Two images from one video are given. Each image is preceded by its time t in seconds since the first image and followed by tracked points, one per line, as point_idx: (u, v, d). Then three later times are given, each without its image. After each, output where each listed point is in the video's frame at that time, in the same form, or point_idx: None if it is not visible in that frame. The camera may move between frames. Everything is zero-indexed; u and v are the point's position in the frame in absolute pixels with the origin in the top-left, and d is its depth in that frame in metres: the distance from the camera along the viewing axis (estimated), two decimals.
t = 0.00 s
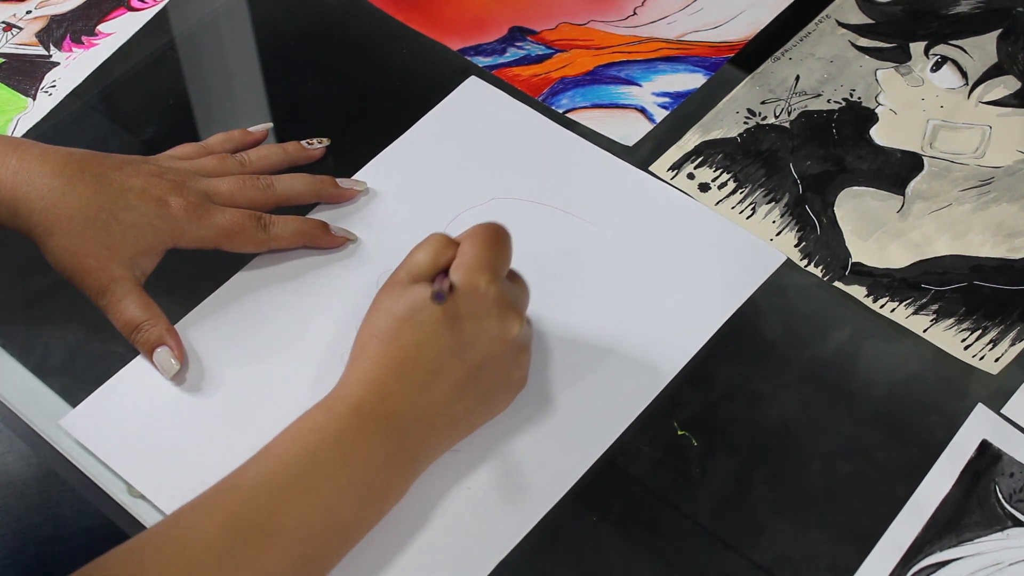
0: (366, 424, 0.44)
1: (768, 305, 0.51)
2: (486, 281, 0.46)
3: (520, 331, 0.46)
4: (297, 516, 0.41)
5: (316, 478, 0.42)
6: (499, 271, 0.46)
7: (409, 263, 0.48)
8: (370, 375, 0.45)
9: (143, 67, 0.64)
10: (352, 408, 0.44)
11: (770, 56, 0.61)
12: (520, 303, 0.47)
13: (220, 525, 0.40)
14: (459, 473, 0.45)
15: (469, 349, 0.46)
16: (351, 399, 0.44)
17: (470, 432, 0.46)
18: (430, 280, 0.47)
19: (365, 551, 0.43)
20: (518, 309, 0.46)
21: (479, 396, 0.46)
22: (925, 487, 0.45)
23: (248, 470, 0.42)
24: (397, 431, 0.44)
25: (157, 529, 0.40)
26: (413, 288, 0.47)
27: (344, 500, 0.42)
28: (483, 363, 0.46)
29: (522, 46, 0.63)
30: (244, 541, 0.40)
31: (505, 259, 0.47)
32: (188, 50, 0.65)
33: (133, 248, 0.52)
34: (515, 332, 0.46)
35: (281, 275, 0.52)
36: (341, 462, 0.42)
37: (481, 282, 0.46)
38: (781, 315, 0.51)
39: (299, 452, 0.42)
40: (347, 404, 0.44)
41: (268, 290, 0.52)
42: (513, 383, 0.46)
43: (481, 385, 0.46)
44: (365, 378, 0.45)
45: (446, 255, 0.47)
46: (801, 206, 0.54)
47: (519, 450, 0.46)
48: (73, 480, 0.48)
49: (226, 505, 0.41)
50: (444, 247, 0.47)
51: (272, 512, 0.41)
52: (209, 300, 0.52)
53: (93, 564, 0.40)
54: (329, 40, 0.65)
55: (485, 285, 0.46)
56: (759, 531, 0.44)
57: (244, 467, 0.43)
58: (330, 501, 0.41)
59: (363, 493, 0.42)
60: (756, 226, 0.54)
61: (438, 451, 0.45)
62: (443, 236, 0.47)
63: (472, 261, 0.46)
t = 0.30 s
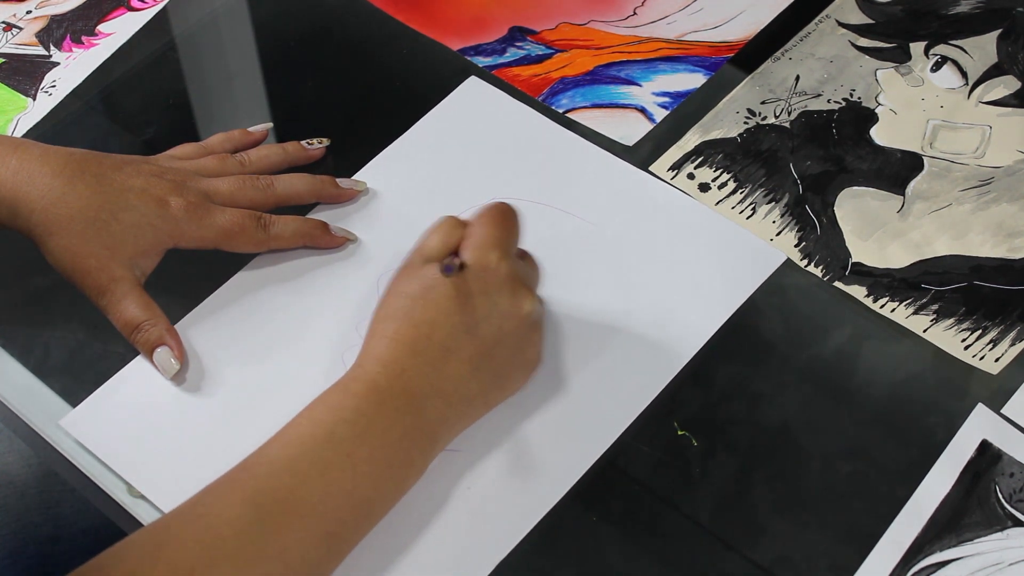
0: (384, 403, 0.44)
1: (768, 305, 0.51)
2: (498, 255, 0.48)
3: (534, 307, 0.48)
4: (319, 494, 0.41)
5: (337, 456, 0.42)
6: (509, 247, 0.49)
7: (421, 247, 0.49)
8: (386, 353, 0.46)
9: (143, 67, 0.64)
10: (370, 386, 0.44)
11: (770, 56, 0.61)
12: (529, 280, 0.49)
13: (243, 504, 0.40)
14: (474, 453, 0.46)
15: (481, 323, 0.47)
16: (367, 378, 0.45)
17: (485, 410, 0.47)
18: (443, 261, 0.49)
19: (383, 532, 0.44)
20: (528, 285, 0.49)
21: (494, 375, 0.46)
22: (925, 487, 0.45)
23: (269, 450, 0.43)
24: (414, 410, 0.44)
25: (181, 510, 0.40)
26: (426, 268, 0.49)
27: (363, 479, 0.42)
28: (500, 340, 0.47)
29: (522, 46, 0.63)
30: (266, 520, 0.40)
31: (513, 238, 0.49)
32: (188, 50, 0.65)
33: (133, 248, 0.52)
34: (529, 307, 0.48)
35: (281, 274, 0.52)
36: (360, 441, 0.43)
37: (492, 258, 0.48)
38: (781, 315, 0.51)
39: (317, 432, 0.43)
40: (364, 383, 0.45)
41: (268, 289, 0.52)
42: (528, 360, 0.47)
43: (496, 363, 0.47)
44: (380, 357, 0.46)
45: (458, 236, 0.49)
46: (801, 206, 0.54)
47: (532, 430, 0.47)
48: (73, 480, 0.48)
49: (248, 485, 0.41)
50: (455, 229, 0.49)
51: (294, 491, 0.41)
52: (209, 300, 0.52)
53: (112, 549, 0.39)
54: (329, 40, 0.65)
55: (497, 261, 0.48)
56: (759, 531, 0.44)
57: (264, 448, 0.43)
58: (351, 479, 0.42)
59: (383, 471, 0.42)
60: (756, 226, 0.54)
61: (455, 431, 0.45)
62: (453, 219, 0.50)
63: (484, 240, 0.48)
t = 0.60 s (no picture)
0: (357, 427, 0.43)
1: (768, 305, 0.51)
2: (474, 282, 0.46)
3: (507, 333, 0.47)
4: (294, 521, 0.40)
5: (311, 485, 0.41)
6: (488, 275, 0.47)
7: (403, 267, 0.48)
8: (360, 378, 0.44)
9: (143, 67, 0.64)
10: (340, 410, 0.43)
11: (770, 56, 0.61)
12: (508, 304, 0.47)
13: (215, 537, 0.39)
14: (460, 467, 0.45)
15: (460, 350, 0.46)
16: (337, 403, 0.43)
17: (466, 427, 0.46)
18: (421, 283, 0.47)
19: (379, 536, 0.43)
20: (506, 311, 0.47)
21: (471, 396, 0.45)
22: (925, 487, 0.45)
23: (239, 478, 0.42)
24: (393, 431, 0.43)
25: (153, 539, 0.40)
26: (400, 292, 0.47)
27: (340, 503, 0.41)
28: (474, 363, 0.46)
29: (521, 46, 0.63)
30: (240, 550, 0.39)
31: (495, 260, 0.47)
32: (188, 50, 0.65)
33: (133, 248, 0.52)
34: (502, 334, 0.46)
35: (281, 274, 0.52)
36: (333, 465, 0.42)
37: (469, 283, 0.46)
38: (781, 315, 0.51)
39: (289, 460, 0.42)
40: (334, 407, 0.43)
41: (268, 289, 0.52)
42: (502, 385, 0.46)
43: (473, 386, 0.45)
44: (350, 382, 0.44)
45: (436, 258, 0.47)
46: (801, 206, 0.54)
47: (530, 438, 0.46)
48: (72, 481, 0.48)
49: (218, 517, 0.40)
50: (436, 249, 0.47)
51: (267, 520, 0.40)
52: (209, 300, 0.52)
53: (90, 574, 0.39)
54: (329, 40, 0.65)
55: (472, 287, 0.46)
56: (760, 531, 0.44)
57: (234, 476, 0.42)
58: (329, 505, 0.41)
59: (363, 493, 0.42)
60: (756, 226, 0.54)
61: (432, 450, 0.45)
62: (436, 239, 0.48)
63: (470, 263, 0.46)
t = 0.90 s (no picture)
0: (379, 410, 0.44)
1: (767, 305, 0.51)
2: (495, 264, 0.46)
3: (530, 316, 0.47)
4: (316, 501, 0.41)
5: (333, 464, 0.42)
6: (511, 258, 0.47)
7: (422, 252, 0.48)
8: (383, 361, 0.45)
9: (143, 67, 0.64)
10: (363, 392, 0.44)
11: (770, 56, 0.61)
12: (532, 289, 0.47)
13: (239, 513, 0.40)
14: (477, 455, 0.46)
15: (480, 333, 0.46)
16: (363, 384, 0.44)
17: (486, 413, 0.46)
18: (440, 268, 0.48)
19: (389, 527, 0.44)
20: (530, 294, 0.47)
21: (491, 381, 0.46)
22: (924, 488, 0.45)
23: (263, 457, 0.42)
24: (413, 414, 0.44)
25: (176, 518, 0.41)
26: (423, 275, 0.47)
27: (361, 483, 0.42)
28: (496, 347, 0.46)
29: (521, 46, 0.63)
30: (263, 526, 0.40)
31: (516, 243, 0.47)
32: (187, 50, 0.65)
33: (133, 248, 0.52)
34: (525, 317, 0.46)
35: (281, 274, 0.52)
36: (355, 447, 0.43)
37: (491, 265, 0.46)
38: (781, 315, 0.51)
39: (313, 440, 0.42)
40: (359, 389, 0.44)
41: (269, 289, 0.52)
42: (524, 369, 0.47)
43: (494, 371, 0.46)
44: (375, 365, 0.45)
45: (457, 241, 0.48)
46: (801, 206, 0.54)
47: (543, 427, 0.47)
48: (73, 480, 0.48)
49: (243, 495, 0.41)
50: (457, 234, 0.48)
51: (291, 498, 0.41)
52: (209, 300, 0.52)
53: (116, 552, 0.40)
54: (329, 40, 0.65)
55: (494, 269, 0.46)
56: (760, 531, 0.44)
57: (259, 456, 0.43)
58: (350, 486, 0.42)
59: (383, 476, 0.42)
60: (756, 226, 0.54)
61: (451, 436, 0.45)
62: (457, 224, 0.48)
63: (490, 245, 0.47)
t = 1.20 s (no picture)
0: (394, 446, 0.43)
1: (767, 305, 0.51)
2: (525, 307, 0.46)
3: (556, 360, 0.46)
4: (321, 537, 0.40)
5: (343, 501, 0.41)
6: (539, 299, 0.46)
7: (448, 279, 0.47)
8: (402, 396, 0.44)
9: (143, 66, 0.64)
10: (380, 427, 0.43)
11: (770, 56, 0.61)
12: (557, 329, 0.47)
13: (243, 546, 0.39)
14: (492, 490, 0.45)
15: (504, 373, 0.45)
16: (379, 419, 0.44)
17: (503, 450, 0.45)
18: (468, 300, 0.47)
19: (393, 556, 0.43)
20: (556, 337, 0.46)
21: (510, 420, 0.45)
22: (924, 487, 0.45)
23: (272, 485, 0.42)
24: (428, 453, 0.43)
25: (181, 537, 0.40)
26: (452, 305, 0.46)
27: (369, 522, 0.41)
28: (517, 387, 0.45)
29: (521, 46, 0.63)
30: (267, 563, 0.39)
31: (545, 283, 0.46)
32: (187, 50, 0.65)
33: (133, 248, 0.52)
34: (550, 360, 0.45)
35: (281, 274, 0.52)
36: (366, 484, 0.42)
37: (520, 306, 0.46)
38: (781, 315, 0.51)
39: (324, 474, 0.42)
40: (375, 423, 0.43)
41: (268, 289, 0.52)
42: (544, 410, 0.46)
43: (513, 410, 0.45)
44: (393, 399, 0.44)
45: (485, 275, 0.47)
46: (801, 206, 0.54)
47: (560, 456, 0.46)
48: (73, 481, 0.48)
49: (249, 525, 0.40)
50: (487, 267, 0.47)
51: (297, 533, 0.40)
52: (209, 299, 0.52)
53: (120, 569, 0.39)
54: (329, 41, 0.65)
55: (523, 313, 0.46)
56: (759, 531, 0.44)
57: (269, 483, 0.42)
58: (359, 523, 0.41)
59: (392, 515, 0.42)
60: (756, 226, 0.54)
61: (464, 473, 0.44)
62: (487, 255, 0.47)
63: (521, 287, 0.46)
